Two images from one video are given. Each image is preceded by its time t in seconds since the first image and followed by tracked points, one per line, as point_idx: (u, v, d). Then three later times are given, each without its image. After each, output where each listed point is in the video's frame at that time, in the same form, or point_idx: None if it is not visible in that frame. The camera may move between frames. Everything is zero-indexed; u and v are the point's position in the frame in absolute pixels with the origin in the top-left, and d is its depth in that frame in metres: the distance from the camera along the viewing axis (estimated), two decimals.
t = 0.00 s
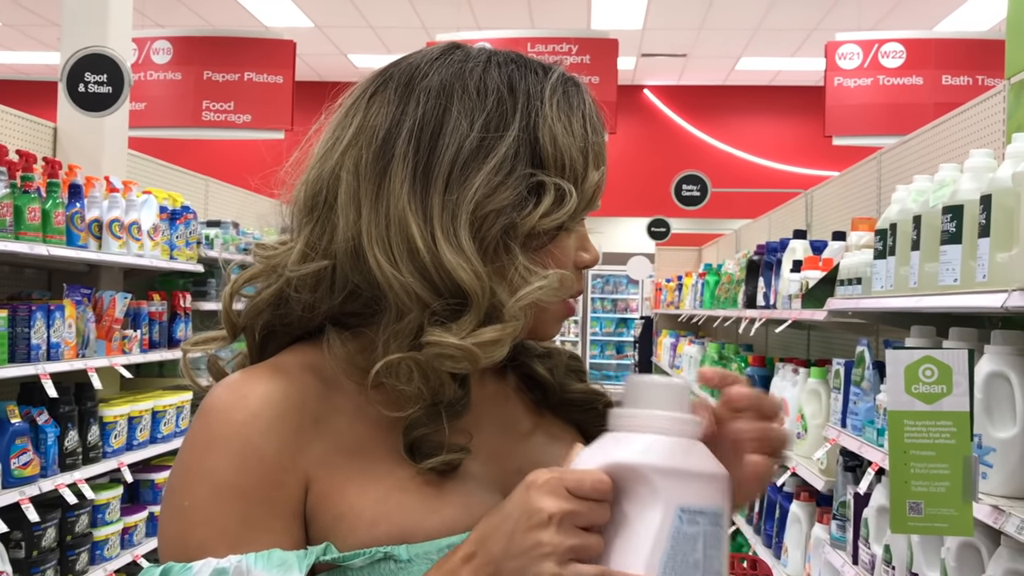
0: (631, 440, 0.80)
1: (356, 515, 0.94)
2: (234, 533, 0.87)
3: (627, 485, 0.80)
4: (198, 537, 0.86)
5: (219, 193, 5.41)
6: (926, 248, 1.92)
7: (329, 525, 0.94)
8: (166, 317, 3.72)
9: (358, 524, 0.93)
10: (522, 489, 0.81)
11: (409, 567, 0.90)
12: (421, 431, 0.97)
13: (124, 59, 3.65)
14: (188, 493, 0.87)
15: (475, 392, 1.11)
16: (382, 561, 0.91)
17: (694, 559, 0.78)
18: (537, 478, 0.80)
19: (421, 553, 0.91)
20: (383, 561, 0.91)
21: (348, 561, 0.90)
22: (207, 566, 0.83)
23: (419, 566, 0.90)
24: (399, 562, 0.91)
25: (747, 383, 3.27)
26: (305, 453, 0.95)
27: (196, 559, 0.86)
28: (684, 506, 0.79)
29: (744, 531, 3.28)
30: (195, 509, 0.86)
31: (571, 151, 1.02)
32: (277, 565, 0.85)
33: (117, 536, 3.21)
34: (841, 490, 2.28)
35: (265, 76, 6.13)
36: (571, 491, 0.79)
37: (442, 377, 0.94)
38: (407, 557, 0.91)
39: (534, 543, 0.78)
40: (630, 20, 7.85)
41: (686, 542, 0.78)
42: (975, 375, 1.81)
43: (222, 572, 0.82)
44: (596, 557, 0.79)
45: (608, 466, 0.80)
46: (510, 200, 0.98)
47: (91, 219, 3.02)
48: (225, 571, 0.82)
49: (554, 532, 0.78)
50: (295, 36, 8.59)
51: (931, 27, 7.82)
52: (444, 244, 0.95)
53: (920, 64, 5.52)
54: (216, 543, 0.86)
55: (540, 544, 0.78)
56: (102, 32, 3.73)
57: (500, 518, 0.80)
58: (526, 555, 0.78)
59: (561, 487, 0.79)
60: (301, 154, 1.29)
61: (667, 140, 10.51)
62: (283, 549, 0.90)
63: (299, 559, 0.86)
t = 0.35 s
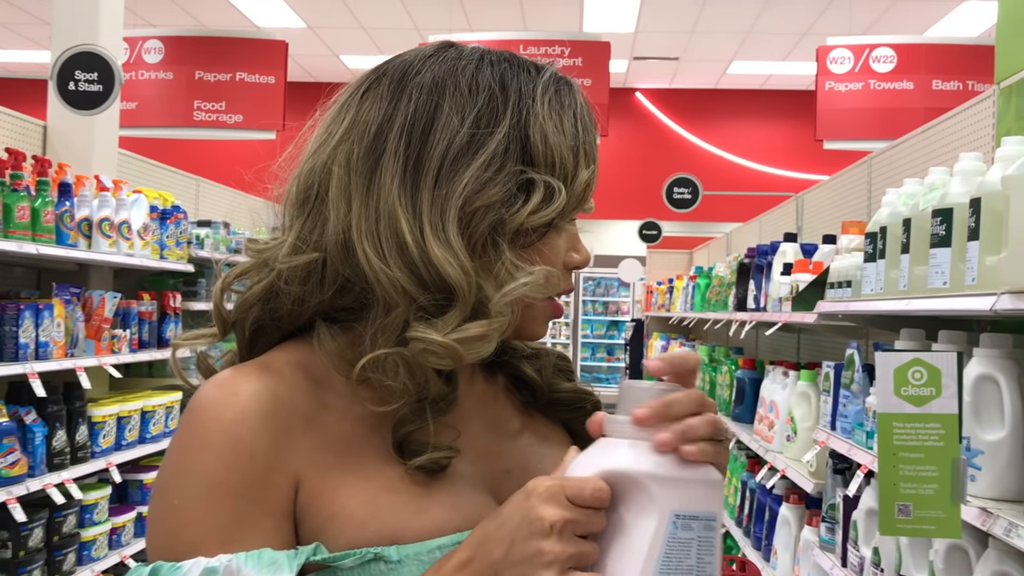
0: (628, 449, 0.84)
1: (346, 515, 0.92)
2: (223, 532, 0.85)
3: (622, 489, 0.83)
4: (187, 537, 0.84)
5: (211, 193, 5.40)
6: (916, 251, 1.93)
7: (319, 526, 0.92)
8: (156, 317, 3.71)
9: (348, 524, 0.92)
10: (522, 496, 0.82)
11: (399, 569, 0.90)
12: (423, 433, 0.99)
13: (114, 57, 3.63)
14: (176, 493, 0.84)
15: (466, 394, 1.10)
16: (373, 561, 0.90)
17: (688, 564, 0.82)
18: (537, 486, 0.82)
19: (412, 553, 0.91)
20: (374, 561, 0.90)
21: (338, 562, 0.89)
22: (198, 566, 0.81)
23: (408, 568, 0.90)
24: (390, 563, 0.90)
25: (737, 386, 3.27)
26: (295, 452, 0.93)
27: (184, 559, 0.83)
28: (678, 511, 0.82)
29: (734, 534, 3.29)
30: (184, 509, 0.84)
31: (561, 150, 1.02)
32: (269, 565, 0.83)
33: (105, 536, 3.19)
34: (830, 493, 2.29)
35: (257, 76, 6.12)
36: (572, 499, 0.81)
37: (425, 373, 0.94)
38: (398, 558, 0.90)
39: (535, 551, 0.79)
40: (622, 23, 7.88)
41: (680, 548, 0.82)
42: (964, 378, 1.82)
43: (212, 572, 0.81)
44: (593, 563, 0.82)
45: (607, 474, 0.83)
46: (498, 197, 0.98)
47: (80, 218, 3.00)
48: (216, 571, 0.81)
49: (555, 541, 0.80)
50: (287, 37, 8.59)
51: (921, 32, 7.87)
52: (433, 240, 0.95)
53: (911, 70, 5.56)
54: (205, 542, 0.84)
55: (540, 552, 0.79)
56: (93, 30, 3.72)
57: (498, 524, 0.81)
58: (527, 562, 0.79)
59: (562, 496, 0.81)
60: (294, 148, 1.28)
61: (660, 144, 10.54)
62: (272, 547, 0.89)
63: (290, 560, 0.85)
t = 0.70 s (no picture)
0: (613, 446, 0.85)
1: (335, 513, 0.92)
2: (213, 529, 0.85)
3: (608, 487, 0.84)
4: (179, 533, 0.84)
5: (205, 192, 5.39)
6: (911, 251, 1.93)
7: (308, 524, 0.92)
8: (150, 315, 3.70)
9: (337, 521, 0.92)
10: (517, 494, 0.83)
11: (388, 565, 0.91)
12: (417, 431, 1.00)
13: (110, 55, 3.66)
14: (167, 490, 0.84)
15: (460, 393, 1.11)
16: (361, 558, 0.91)
17: (663, 555, 0.85)
18: (536, 486, 0.82)
19: (401, 550, 0.91)
20: (363, 558, 0.91)
21: (327, 559, 0.90)
22: (187, 563, 0.81)
23: (397, 565, 0.91)
24: (378, 559, 0.91)
25: (732, 385, 3.28)
26: (286, 450, 0.93)
27: (173, 556, 0.84)
28: (656, 506, 0.85)
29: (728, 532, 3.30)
30: (174, 506, 0.84)
31: (564, 151, 1.03)
32: (258, 563, 0.83)
33: (98, 535, 3.19)
34: (824, 492, 2.29)
35: (252, 74, 6.13)
36: (568, 498, 0.81)
37: (430, 368, 0.94)
38: (387, 554, 0.91)
39: (536, 551, 0.79)
40: (618, 23, 7.89)
41: (656, 541, 0.85)
42: (956, 377, 1.83)
43: (201, 570, 0.82)
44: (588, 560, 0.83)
45: (595, 471, 0.84)
46: (504, 195, 0.98)
47: (75, 215, 3.00)
48: (204, 568, 0.82)
49: (556, 540, 0.80)
50: (283, 35, 8.58)
51: (916, 33, 7.90)
52: (441, 237, 0.95)
53: (906, 70, 5.58)
54: (195, 539, 0.84)
55: (541, 551, 0.79)
56: (88, 28, 3.71)
57: (492, 522, 0.81)
58: (527, 562, 0.79)
59: (558, 494, 0.82)
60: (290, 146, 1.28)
61: (656, 144, 10.55)
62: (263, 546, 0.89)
63: (279, 557, 0.85)
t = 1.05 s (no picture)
0: (616, 446, 0.83)
1: (335, 510, 0.92)
2: (214, 528, 0.84)
3: (613, 490, 0.83)
4: (179, 532, 0.83)
5: (202, 188, 5.39)
6: (907, 247, 1.93)
7: (309, 520, 0.92)
8: (146, 312, 3.69)
9: (338, 517, 0.92)
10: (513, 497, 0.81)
11: (390, 562, 0.89)
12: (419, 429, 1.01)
13: (105, 51, 3.63)
14: (166, 489, 0.83)
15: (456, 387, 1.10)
16: (363, 554, 0.89)
17: (680, 563, 0.82)
18: (531, 487, 0.80)
19: (404, 546, 0.91)
20: (365, 555, 0.89)
21: (329, 555, 0.89)
22: (188, 562, 0.81)
23: (400, 560, 0.90)
24: (381, 555, 0.90)
25: (730, 381, 3.29)
26: (285, 446, 0.92)
27: (173, 556, 0.83)
28: (670, 511, 0.82)
29: (725, 528, 3.31)
30: (173, 505, 0.83)
31: (574, 155, 1.04)
32: (260, 561, 0.83)
33: (95, 532, 3.18)
34: (821, 489, 2.29)
35: (249, 71, 6.10)
36: (565, 500, 0.80)
37: (442, 361, 0.94)
38: (389, 550, 0.90)
39: (526, 553, 0.78)
40: (616, 20, 7.89)
41: (671, 546, 0.82)
42: (954, 374, 1.84)
43: (202, 569, 0.80)
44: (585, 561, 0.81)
45: (595, 472, 0.83)
46: (517, 194, 0.98)
47: (71, 212, 2.99)
48: (206, 567, 0.81)
49: (546, 543, 0.79)
50: (280, 31, 8.57)
51: (914, 29, 7.89)
52: (457, 233, 0.94)
53: (904, 67, 5.57)
54: (194, 538, 0.83)
55: (532, 554, 0.78)
56: (83, 24, 3.70)
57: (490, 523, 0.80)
58: (517, 562, 0.78)
59: (554, 496, 0.80)
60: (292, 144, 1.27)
61: (655, 141, 10.54)
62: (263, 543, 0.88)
63: (280, 555, 0.85)
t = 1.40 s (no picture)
0: (597, 437, 0.85)
1: (335, 505, 0.91)
2: (213, 520, 0.83)
3: (603, 479, 0.84)
4: (177, 523, 0.82)
5: (198, 182, 5.38)
6: (903, 245, 1.94)
7: (309, 515, 0.91)
8: (143, 307, 3.69)
9: (338, 512, 0.91)
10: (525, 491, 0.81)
11: (389, 558, 0.89)
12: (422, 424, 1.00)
13: (101, 46, 3.61)
14: (165, 480, 0.82)
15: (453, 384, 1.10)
16: (362, 551, 0.89)
17: (671, 540, 0.85)
18: (543, 485, 0.81)
19: (403, 543, 0.91)
20: (363, 551, 0.89)
21: (328, 551, 0.88)
22: (188, 554, 0.80)
23: (399, 557, 0.90)
24: (379, 552, 0.90)
25: (725, 378, 3.29)
26: (287, 439, 0.91)
27: (172, 547, 0.82)
28: (656, 491, 0.84)
29: (721, 525, 3.32)
30: (173, 496, 0.82)
31: (582, 153, 1.04)
32: (259, 555, 0.83)
33: (90, 527, 3.18)
34: (816, 485, 2.30)
35: (246, 66, 6.09)
36: (573, 494, 0.81)
37: (453, 358, 0.94)
38: (388, 547, 0.90)
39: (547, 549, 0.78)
40: (613, 16, 7.88)
41: (661, 526, 0.85)
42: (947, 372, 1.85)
43: (202, 560, 0.81)
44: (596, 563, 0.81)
45: (585, 463, 0.84)
46: (527, 190, 0.98)
47: (67, 206, 2.99)
48: (205, 560, 0.80)
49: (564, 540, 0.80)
50: (277, 26, 8.55)
51: (911, 26, 7.89)
52: (468, 228, 0.94)
53: (900, 64, 5.56)
54: (193, 529, 0.82)
55: (552, 548, 0.79)
56: (79, 18, 3.69)
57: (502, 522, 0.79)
58: (535, 559, 0.78)
59: (565, 492, 0.81)
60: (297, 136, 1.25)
61: (652, 138, 10.54)
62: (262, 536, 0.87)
63: (280, 549, 0.85)
